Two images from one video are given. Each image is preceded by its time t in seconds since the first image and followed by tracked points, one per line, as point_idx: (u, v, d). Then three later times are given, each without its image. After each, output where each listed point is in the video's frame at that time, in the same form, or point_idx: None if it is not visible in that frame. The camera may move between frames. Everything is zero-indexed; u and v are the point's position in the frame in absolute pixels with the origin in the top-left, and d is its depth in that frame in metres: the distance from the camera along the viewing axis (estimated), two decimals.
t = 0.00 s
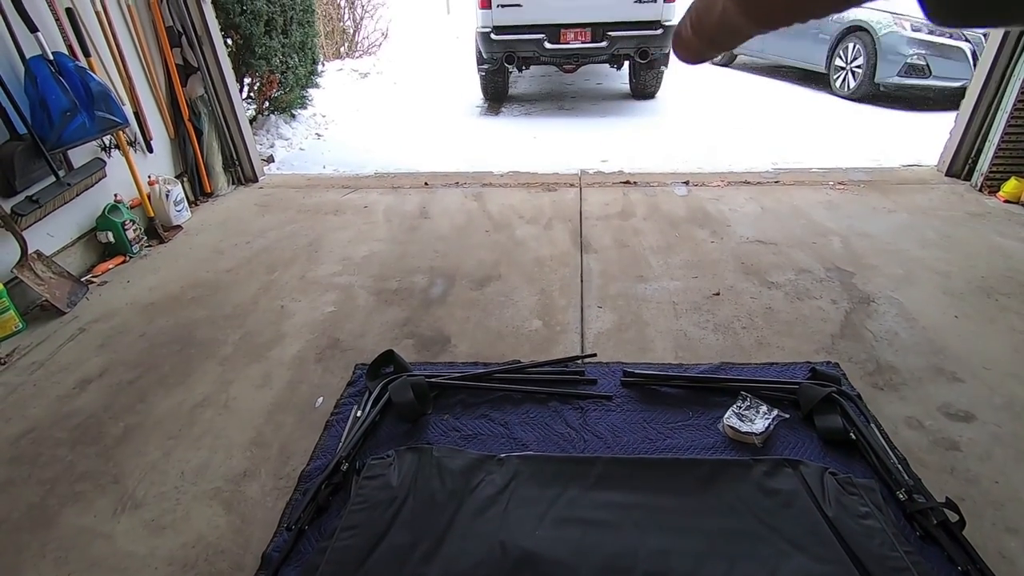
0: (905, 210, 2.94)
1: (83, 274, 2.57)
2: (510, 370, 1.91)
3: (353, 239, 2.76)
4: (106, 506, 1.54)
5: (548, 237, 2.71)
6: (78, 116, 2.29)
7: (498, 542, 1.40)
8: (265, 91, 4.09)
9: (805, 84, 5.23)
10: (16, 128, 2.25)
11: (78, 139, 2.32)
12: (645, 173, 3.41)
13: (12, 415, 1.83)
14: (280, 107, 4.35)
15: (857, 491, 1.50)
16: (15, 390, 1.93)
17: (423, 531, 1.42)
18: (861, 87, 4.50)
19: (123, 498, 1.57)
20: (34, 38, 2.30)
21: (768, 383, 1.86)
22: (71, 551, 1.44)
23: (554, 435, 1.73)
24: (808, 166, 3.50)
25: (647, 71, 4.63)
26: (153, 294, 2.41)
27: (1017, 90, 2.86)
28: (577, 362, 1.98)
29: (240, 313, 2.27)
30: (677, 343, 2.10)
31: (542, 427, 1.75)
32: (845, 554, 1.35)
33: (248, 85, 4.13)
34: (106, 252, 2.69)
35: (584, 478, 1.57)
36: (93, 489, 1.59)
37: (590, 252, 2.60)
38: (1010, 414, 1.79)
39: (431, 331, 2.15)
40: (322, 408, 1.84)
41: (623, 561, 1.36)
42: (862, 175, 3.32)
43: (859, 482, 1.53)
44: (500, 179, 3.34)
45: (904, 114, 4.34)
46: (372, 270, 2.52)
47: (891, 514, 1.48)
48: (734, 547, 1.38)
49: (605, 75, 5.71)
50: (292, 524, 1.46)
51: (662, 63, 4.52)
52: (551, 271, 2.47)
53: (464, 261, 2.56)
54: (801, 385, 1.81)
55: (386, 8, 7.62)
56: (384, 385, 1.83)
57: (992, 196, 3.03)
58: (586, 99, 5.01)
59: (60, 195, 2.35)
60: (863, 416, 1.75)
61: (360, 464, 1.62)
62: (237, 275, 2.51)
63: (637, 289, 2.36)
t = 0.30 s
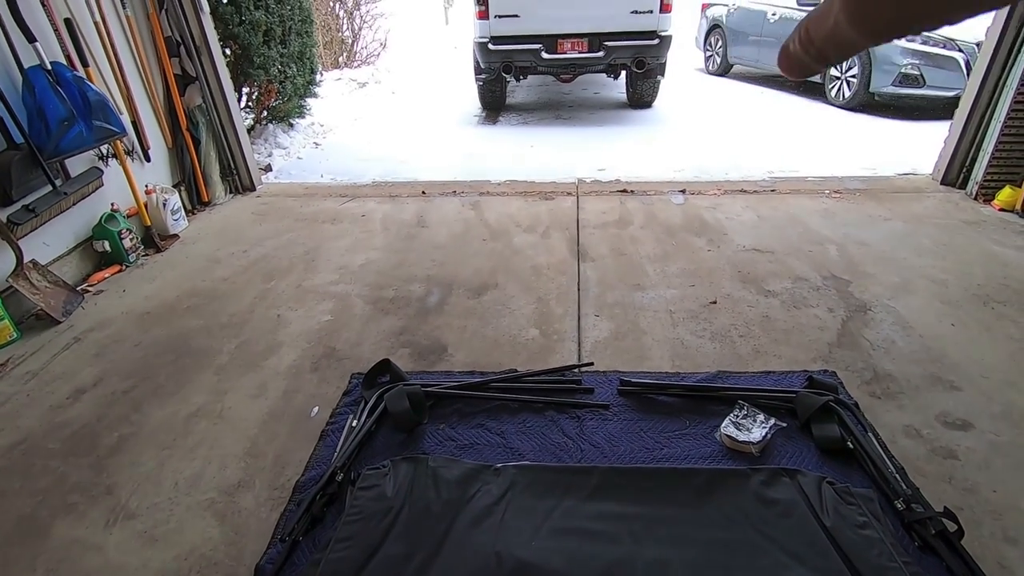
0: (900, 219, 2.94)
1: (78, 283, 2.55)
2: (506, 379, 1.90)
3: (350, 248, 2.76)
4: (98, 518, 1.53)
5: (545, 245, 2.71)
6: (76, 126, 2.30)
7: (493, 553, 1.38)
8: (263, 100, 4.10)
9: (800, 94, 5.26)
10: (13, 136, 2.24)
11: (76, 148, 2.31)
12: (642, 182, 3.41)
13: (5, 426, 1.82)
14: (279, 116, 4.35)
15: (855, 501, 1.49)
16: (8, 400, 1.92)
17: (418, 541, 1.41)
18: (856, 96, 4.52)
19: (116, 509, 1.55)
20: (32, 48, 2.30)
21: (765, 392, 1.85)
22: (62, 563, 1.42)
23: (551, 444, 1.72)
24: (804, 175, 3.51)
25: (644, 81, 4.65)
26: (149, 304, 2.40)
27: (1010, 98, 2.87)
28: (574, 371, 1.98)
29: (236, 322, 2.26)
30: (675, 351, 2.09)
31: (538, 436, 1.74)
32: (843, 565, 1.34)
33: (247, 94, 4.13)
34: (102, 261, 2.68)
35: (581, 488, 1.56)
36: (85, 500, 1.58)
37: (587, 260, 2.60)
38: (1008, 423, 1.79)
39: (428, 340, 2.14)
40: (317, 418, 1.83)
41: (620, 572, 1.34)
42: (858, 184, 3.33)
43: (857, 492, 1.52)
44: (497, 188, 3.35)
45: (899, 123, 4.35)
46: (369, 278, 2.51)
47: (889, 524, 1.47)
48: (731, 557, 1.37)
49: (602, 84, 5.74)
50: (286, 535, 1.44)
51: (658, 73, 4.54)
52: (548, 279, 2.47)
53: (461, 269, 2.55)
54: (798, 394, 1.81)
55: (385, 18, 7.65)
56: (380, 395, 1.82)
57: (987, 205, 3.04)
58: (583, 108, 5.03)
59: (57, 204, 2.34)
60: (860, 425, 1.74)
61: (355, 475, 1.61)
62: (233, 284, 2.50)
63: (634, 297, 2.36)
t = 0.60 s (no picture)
0: (894, 223, 2.95)
1: (73, 290, 2.54)
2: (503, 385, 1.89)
3: (346, 254, 2.75)
4: (90, 527, 1.52)
5: (541, 251, 2.71)
6: (70, 133, 2.29)
7: (489, 561, 1.38)
8: (260, 107, 4.12)
9: (795, 100, 5.28)
10: (7, 143, 2.22)
11: (70, 155, 2.31)
12: (637, 188, 3.42)
13: None
14: (275, 123, 4.35)
15: (852, 505, 1.49)
16: None
17: (414, 549, 1.40)
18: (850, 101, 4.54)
19: (108, 518, 1.54)
20: (27, 56, 2.28)
21: (762, 397, 1.85)
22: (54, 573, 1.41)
23: (548, 451, 1.71)
24: (799, 180, 3.52)
25: (639, 87, 4.66)
26: (144, 311, 2.39)
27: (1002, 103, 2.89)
28: (570, 376, 1.97)
29: (231, 329, 2.25)
30: (671, 357, 2.09)
31: (534, 443, 1.74)
32: (840, 570, 1.34)
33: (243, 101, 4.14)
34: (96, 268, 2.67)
35: (577, 494, 1.55)
36: (78, 509, 1.56)
37: (583, 266, 2.60)
38: (1003, 426, 1.79)
39: (424, 346, 2.14)
40: (312, 425, 1.82)
41: None
42: (852, 189, 3.35)
43: (854, 496, 1.52)
44: (493, 194, 3.35)
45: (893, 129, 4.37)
46: (365, 285, 2.51)
47: (886, 529, 1.47)
48: (728, 563, 1.36)
49: (598, 91, 5.76)
50: (280, 544, 1.43)
51: (653, 79, 4.56)
52: (544, 285, 2.47)
53: (457, 275, 2.55)
54: (794, 398, 1.81)
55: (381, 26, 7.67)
56: (376, 401, 1.82)
57: (981, 209, 3.05)
58: (579, 114, 5.04)
59: (51, 211, 2.34)
60: (857, 430, 1.74)
61: (351, 482, 1.60)
62: (229, 291, 2.49)
63: (630, 302, 2.36)
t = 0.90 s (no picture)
0: (891, 226, 2.96)
1: (69, 294, 2.54)
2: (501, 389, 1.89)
3: (344, 258, 2.75)
4: (86, 533, 1.51)
5: (539, 255, 2.72)
6: (67, 137, 2.28)
7: (488, 566, 1.37)
8: (258, 111, 4.13)
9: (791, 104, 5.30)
10: (4, 147, 2.21)
11: (68, 159, 2.29)
12: (635, 191, 3.42)
13: None
14: (273, 127, 4.35)
15: (851, 508, 1.49)
16: None
17: (412, 554, 1.39)
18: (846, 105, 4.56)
19: (105, 524, 1.53)
20: (25, 60, 2.29)
21: (760, 400, 1.85)
22: None
23: (546, 455, 1.71)
24: (796, 184, 3.53)
25: (637, 91, 4.67)
26: (141, 315, 2.38)
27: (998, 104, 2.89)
28: (569, 380, 1.97)
29: (229, 333, 2.24)
30: (669, 360, 2.09)
31: (533, 446, 1.73)
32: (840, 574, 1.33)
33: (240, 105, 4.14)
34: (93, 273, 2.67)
35: (576, 498, 1.54)
36: (73, 515, 1.56)
37: (581, 269, 2.60)
38: (1001, 428, 1.79)
39: (422, 350, 2.14)
40: (310, 429, 1.81)
41: None
42: (849, 192, 3.35)
43: (853, 499, 1.51)
44: (491, 198, 3.35)
45: (889, 132, 4.39)
46: (363, 289, 2.51)
47: (885, 532, 1.46)
48: (727, 567, 1.36)
49: (595, 95, 5.78)
50: (277, 548, 1.42)
51: (651, 83, 4.57)
52: (541, 289, 2.47)
53: (455, 279, 2.55)
54: (793, 401, 1.81)
55: (378, 31, 7.68)
56: (374, 405, 1.81)
57: (977, 212, 3.06)
58: (576, 118, 5.05)
59: (48, 215, 2.34)
60: (855, 432, 1.74)
61: (349, 486, 1.60)
62: (226, 295, 2.49)
63: (628, 305, 2.36)
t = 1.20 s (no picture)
0: (888, 232, 2.97)
1: (67, 300, 2.53)
2: (500, 395, 1.89)
3: (343, 263, 2.75)
4: (84, 541, 1.50)
5: (538, 260, 2.72)
6: (67, 143, 2.28)
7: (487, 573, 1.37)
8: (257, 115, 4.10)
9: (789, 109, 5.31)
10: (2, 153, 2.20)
11: (67, 165, 2.29)
12: (633, 196, 3.43)
13: None
14: (272, 133, 4.34)
15: (849, 514, 1.49)
16: None
17: (412, 561, 1.39)
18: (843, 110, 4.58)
19: (103, 531, 1.53)
20: (24, 67, 2.29)
21: (759, 405, 1.85)
22: None
23: (545, 461, 1.71)
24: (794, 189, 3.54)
25: (635, 96, 4.69)
26: (139, 321, 2.38)
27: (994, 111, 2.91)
28: (568, 386, 1.97)
29: (227, 339, 2.24)
30: (667, 365, 2.09)
31: (532, 453, 1.73)
32: None
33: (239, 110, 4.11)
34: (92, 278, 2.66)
35: (575, 505, 1.54)
36: (71, 523, 1.55)
37: (580, 275, 2.61)
38: (998, 434, 1.80)
39: (420, 356, 2.14)
40: (309, 436, 1.81)
41: None
42: (846, 198, 3.37)
43: (851, 505, 1.52)
44: (489, 203, 3.35)
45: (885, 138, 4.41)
46: (362, 294, 2.51)
47: (883, 537, 1.47)
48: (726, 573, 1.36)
49: (593, 100, 5.80)
50: (276, 556, 1.42)
51: (648, 88, 4.58)
52: (539, 294, 2.47)
53: (454, 285, 2.55)
54: (791, 407, 1.81)
55: (376, 37, 7.70)
56: (373, 412, 1.81)
57: (973, 217, 3.07)
58: (574, 123, 5.07)
59: (47, 222, 2.33)
60: (853, 438, 1.74)
61: (348, 493, 1.59)
62: (225, 301, 2.48)
63: (627, 311, 2.37)
